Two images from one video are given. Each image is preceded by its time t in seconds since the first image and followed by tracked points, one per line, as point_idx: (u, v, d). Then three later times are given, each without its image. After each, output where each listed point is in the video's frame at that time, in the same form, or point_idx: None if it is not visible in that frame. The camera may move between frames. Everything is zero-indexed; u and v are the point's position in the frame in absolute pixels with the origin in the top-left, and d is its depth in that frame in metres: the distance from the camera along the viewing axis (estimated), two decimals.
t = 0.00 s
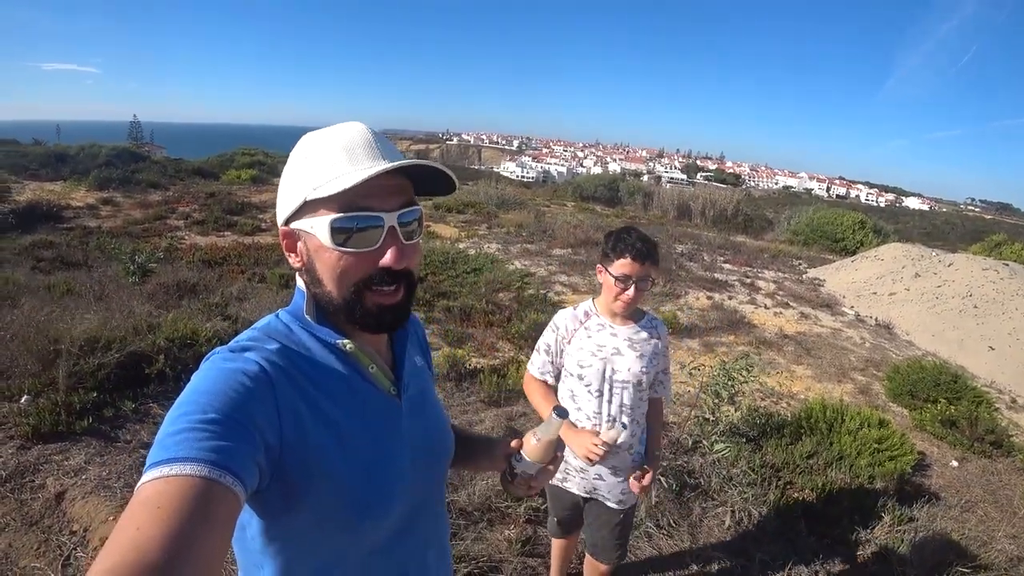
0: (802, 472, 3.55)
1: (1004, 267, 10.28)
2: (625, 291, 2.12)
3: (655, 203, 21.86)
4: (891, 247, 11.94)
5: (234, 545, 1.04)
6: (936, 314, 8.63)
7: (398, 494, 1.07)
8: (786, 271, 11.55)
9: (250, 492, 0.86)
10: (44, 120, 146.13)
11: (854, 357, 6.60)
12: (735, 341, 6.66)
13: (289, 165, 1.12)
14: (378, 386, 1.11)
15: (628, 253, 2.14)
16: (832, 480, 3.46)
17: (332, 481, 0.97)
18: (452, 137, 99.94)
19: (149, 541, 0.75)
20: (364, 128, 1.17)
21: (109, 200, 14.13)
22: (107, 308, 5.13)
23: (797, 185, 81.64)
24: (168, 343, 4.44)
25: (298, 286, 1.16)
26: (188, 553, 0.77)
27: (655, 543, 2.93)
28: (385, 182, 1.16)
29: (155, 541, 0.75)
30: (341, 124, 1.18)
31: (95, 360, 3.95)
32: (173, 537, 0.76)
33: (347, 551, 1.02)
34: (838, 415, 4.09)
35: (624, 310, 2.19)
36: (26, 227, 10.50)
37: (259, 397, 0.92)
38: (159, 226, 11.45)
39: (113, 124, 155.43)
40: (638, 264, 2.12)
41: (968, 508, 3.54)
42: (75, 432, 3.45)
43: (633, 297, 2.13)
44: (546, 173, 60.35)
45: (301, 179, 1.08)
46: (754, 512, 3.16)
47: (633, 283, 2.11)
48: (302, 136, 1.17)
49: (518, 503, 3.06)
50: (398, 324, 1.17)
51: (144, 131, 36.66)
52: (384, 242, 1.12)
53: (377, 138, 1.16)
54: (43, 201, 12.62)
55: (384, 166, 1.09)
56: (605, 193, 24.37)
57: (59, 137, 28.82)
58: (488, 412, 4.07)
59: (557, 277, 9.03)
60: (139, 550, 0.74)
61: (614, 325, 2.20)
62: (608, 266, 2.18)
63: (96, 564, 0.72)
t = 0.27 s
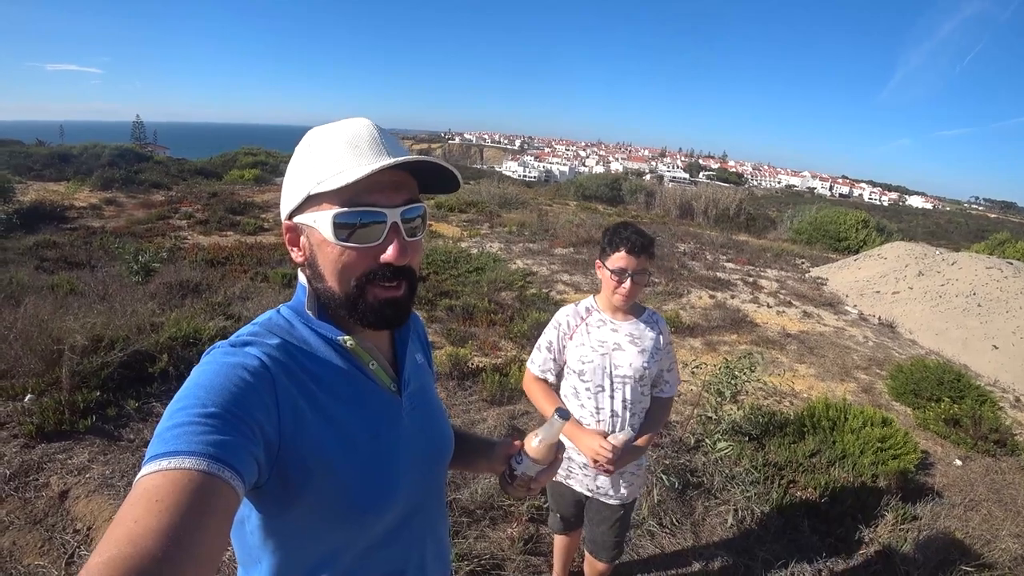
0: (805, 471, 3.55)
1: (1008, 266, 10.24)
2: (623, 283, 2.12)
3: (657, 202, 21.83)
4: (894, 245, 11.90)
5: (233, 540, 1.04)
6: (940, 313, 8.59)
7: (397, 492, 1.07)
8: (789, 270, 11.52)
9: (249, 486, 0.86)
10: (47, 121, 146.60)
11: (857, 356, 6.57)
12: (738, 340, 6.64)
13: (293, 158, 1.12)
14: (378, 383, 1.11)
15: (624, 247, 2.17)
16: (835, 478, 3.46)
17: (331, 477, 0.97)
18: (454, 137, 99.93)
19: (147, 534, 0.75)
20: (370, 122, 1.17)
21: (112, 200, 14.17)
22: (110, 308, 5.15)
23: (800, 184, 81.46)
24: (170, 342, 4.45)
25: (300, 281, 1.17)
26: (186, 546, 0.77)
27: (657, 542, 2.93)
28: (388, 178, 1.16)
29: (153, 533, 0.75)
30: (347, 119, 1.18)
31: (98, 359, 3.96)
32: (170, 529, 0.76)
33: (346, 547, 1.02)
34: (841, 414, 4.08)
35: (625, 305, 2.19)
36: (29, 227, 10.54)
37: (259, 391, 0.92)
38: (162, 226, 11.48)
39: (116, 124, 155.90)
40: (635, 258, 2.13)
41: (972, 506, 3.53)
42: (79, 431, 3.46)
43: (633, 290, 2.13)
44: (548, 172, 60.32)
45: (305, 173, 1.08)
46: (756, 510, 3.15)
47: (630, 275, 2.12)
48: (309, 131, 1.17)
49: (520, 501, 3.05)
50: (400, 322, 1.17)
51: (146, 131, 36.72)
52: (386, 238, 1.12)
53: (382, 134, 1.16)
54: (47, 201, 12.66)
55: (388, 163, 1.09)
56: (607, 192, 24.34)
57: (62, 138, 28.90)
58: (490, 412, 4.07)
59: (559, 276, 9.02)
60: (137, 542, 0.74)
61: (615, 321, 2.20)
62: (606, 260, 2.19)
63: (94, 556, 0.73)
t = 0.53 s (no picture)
0: (810, 465, 3.55)
1: (1011, 258, 10.21)
2: (620, 274, 2.11)
3: (658, 199, 21.81)
4: (896, 239, 11.87)
5: (234, 539, 1.05)
6: (942, 306, 8.57)
7: (397, 491, 1.07)
8: (790, 265, 11.50)
9: (249, 486, 0.86)
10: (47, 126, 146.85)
11: (860, 350, 6.56)
12: (740, 336, 6.63)
13: (297, 156, 1.12)
14: (378, 382, 1.11)
15: (617, 239, 2.17)
16: (840, 473, 3.46)
17: (332, 477, 0.97)
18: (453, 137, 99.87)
19: (148, 532, 0.75)
20: (375, 124, 1.17)
21: (113, 205, 14.20)
22: (113, 312, 5.15)
23: (800, 179, 81.32)
24: (173, 346, 4.46)
25: (302, 280, 1.17)
26: (186, 545, 0.77)
27: (663, 538, 2.93)
28: (391, 179, 1.16)
29: (153, 533, 0.76)
30: (352, 119, 1.18)
31: (102, 363, 3.97)
32: (170, 529, 0.76)
33: (346, 545, 1.02)
34: (845, 408, 4.07)
35: (626, 300, 2.18)
36: (31, 233, 10.56)
37: (260, 390, 0.92)
38: (163, 229, 11.49)
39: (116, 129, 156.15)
40: (631, 249, 2.13)
41: (977, 499, 3.52)
42: (83, 435, 3.47)
43: (631, 283, 2.13)
44: (547, 171, 60.29)
45: (308, 171, 1.08)
46: (761, 505, 3.15)
47: (624, 266, 2.11)
48: (313, 128, 1.17)
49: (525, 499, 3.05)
50: (400, 321, 1.17)
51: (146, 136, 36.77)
52: (388, 239, 1.12)
53: (386, 134, 1.16)
54: (49, 207, 12.70)
55: (391, 164, 1.09)
56: (607, 190, 24.32)
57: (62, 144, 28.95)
58: (494, 410, 4.07)
59: (560, 275, 9.02)
60: (138, 541, 0.75)
61: (616, 316, 2.19)
62: (605, 253, 2.18)
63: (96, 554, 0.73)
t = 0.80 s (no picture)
0: (814, 465, 3.53)
1: (1015, 256, 10.16)
2: (618, 273, 2.11)
3: (659, 198, 21.79)
4: (899, 237, 11.83)
5: (234, 537, 1.05)
6: (946, 304, 8.54)
7: (396, 490, 1.07)
8: (793, 264, 11.47)
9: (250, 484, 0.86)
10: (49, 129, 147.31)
11: (864, 348, 6.54)
12: (743, 335, 6.61)
13: (299, 157, 1.12)
14: (378, 381, 1.11)
15: (615, 237, 2.19)
16: (844, 472, 3.44)
17: (332, 475, 0.97)
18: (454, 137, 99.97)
19: (153, 529, 0.76)
20: (376, 125, 1.17)
21: (116, 208, 14.23)
22: (116, 314, 5.16)
23: (802, 178, 81.19)
24: (176, 347, 4.46)
25: (300, 280, 1.17)
26: (190, 541, 0.77)
27: (666, 538, 2.92)
28: (392, 181, 1.16)
29: (159, 529, 0.76)
30: (357, 121, 1.19)
31: (105, 365, 3.98)
32: (175, 525, 0.76)
33: (346, 543, 1.02)
34: (849, 407, 4.06)
35: (626, 300, 2.17)
36: (34, 236, 10.59)
37: (260, 389, 0.92)
38: (165, 231, 11.53)
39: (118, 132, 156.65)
40: (630, 247, 2.15)
41: (982, 498, 3.51)
42: (87, 437, 3.48)
43: (630, 283, 2.12)
44: (549, 171, 60.30)
45: (310, 172, 1.08)
46: (765, 505, 3.14)
47: (622, 264, 2.12)
48: (317, 128, 1.18)
49: (528, 500, 3.05)
50: (398, 320, 1.17)
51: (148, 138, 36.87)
52: (386, 239, 1.12)
53: (388, 136, 1.16)
54: (52, 210, 12.74)
55: (393, 166, 1.09)
56: (609, 190, 24.30)
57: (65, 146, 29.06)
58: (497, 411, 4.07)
59: (562, 275, 9.01)
60: (142, 537, 0.75)
61: (616, 316, 2.18)
62: (605, 252, 2.19)
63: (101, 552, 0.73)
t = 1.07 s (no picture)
0: (817, 466, 3.52)
1: (1017, 255, 10.14)
2: (621, 278, 2.09)
3: (660, 199, 21.79)
4: (900, 237, 11.81)
5: (236, 541, 1.04)
6: (948, 305, 8.52)
7: (398, 493, 1.05)
8: (794, 265, 11.45)
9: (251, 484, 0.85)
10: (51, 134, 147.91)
11: (866, 349, 6.52)
12: (745, 336, 6.60)
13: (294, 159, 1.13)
14: (379, 384, 1.10)
15: (621, 242, 2.16)
16: (848, 474, 3.42)
17: (332, 476, 0.96)
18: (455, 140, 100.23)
19: (155, 528, 0.75)
20: (369, 124, 1.16)
21: (117, 212, 14.25)
22: (117, 318, 5.16)
23: (802, 179, 81.21)
24: (177, 351, 4.46)
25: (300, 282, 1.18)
26: (191, 540, 0.76)
27: (669, 541, 2.91)
28: (384, 178, 1.14)
29: (160, 527, 0.75)
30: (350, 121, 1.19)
31: (106, 369, 3.97)
32: (177, 524, 0.76)
33: (349, 545, 1.01)
34: (851, 408, 4.04)
35: (626, 304, 2.16)
36: (36, 240, 10.60)
37: (261, 390, 0.92)
38: (166, 235, 11.54)
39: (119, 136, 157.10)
40: (635, 254, 2.11)
41: (986, 499, 3.49)
42: (87, 441, 3.47)
43: (631, 288, 2.11)
44: (549, 173, 60.36)
45: (302, 173, 1.09)
46: (767, 508, 3.12)
47: (626, 270, 2.09)
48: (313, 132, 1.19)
49: (531, 503, 3.03)
50: (396, 322, 1.16)
51: (150, 143, 36.94)
52: (378, 237, 1.11)
53: (381, 133, 1.14)
54: (54, 214, 12.76)
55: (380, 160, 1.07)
56: (610, 191, 24.30)
57: (67, 150, 29.17)
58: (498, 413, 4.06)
59: (563, 277, 9.01)
60: (143, 537, 0.74)
61: (614, 319, 2.17)
62: (607, 257, 2.17)
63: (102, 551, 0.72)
